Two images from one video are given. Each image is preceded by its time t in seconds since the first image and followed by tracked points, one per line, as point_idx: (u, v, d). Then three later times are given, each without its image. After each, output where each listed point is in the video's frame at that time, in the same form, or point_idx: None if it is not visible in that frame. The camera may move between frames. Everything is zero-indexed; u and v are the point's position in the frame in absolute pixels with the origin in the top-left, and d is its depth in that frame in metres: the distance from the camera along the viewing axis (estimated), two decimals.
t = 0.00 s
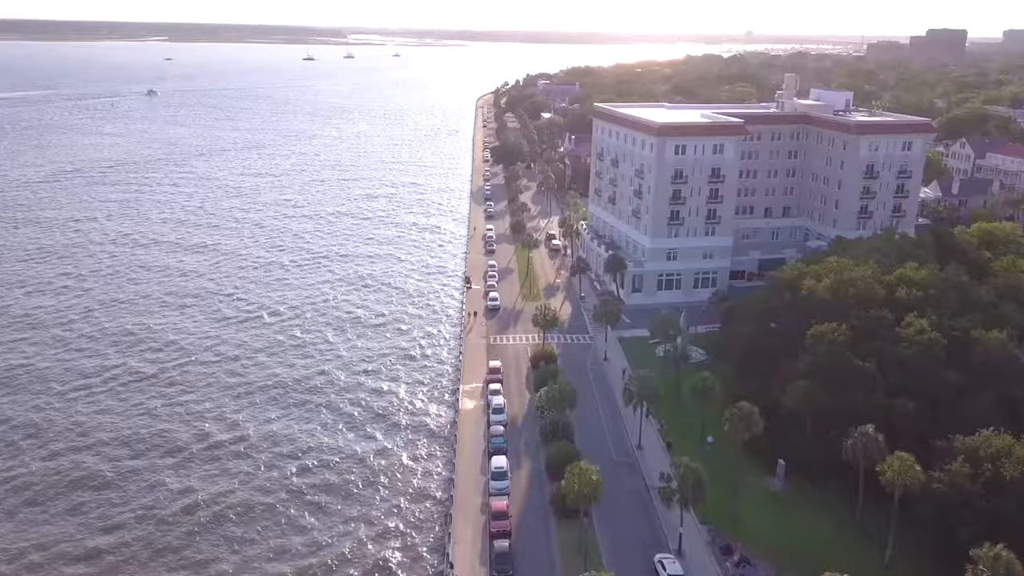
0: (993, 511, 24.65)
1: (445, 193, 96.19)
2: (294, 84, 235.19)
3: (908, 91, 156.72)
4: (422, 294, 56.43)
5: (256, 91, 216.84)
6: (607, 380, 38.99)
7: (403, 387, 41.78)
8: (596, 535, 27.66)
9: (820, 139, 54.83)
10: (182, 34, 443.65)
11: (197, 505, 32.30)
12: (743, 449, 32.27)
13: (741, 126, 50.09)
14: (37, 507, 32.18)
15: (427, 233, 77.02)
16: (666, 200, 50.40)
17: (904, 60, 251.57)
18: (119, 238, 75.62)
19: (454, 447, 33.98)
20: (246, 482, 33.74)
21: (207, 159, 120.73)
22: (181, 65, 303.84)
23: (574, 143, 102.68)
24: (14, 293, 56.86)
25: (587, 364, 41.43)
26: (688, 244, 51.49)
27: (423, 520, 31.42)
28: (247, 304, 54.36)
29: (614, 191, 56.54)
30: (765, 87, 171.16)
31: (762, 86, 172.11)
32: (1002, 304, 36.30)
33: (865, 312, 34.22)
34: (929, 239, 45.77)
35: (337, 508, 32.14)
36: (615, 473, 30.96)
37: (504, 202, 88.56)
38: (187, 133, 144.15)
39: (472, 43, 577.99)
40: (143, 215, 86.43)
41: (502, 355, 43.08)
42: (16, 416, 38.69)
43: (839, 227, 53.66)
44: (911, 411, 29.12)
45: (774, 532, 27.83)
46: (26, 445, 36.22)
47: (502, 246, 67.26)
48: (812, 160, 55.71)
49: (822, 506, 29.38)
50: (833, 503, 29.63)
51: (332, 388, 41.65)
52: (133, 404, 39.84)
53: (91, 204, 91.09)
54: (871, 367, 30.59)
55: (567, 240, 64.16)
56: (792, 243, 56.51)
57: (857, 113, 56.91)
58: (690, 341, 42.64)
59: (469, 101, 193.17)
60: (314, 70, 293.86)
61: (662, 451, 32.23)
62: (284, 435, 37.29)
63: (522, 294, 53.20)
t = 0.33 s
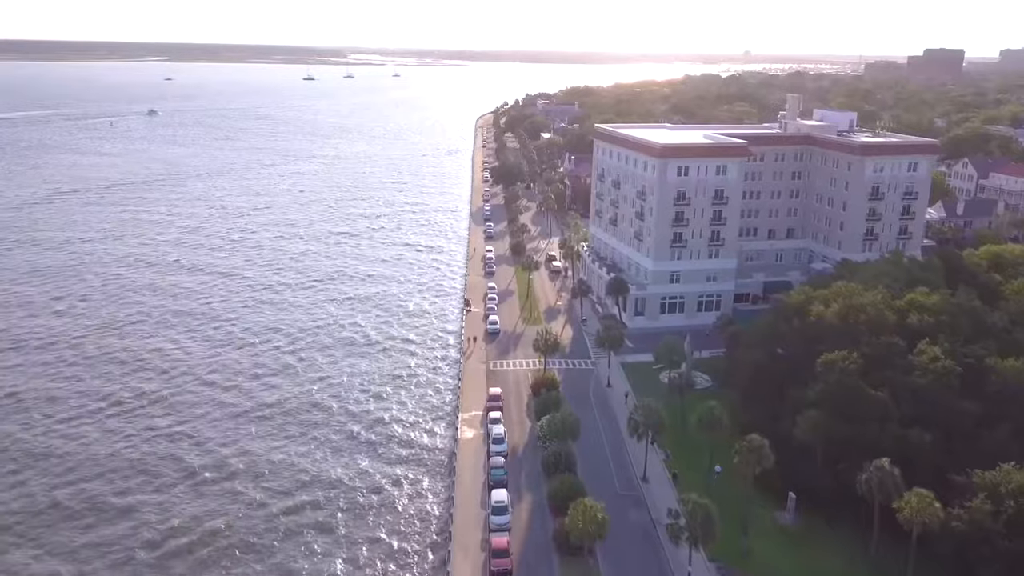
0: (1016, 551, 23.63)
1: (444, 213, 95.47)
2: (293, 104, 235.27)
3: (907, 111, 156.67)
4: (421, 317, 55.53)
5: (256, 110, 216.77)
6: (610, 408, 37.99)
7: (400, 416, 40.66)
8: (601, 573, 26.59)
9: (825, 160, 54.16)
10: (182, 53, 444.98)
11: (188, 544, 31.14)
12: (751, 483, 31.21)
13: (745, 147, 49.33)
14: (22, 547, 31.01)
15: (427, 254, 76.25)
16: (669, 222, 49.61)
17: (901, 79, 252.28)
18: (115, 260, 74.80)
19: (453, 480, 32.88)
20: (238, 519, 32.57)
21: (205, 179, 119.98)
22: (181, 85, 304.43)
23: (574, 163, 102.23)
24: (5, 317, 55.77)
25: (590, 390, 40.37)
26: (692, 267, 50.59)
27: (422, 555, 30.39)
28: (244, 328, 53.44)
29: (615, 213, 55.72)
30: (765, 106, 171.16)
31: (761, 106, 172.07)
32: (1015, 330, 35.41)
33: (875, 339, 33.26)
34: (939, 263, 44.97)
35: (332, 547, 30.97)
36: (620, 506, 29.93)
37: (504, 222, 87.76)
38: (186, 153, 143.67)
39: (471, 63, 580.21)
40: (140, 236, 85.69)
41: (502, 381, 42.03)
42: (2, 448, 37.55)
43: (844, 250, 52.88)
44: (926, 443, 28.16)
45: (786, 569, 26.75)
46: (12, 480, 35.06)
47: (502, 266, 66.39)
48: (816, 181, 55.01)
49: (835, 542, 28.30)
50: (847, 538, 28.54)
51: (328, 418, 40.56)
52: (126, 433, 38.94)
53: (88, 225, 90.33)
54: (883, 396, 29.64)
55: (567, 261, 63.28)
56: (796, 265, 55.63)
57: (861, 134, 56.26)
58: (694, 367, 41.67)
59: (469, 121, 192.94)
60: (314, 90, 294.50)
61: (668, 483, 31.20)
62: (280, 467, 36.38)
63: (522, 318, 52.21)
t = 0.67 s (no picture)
0: None
1: (444, 232, 94.73)
2: (292, 123, 235.51)
3: (907, 129, 156.56)
4: (420, 339, 54.61)
5: (255, 129, 216.83)
6: (614, 436, 36.95)
7: (397, 446, 39.59)
8: None
9: (829, 180, 53.45)
10: (183, 72, 446.90)
11: None
12: (760, 515, 30.24)
13: (749, 168, 48.56)
14: None
15: (426, 274, 75.45)
16: (671, 243, 48.81)
17: (900, 98, 252.96)
18: (111, 280, 74.03)
19: (451, 513, 31.83)
20: (231, 556, 31.49)
21: (203, 198, 119.34)
22: (182, 104, 305.32)
23: (575, 183, 101.66)
24: None
25: (592, 417, 39.33)
26: (695, 289, 49.68)
27: None
28: (240, 351, 52.51)
29: (616, 234, 54.94)
30: (765, 125, 171.13)
31: (761, 124, 171.99)
32: None
33: (886, 366, 32.31)
34: (948, 286, 44.14)
35: None
36: (625, 539, 28.85)
37: (503, 242, 86.95)
38: (186, 172, 143.28)
39: (471, 82, 583.22)
40: (137, 256, 85.00)
41: (502, 407, 40.98)
42: None
43: (849, 271, 52.01)
44: (942, 476, 27.22)
45: None
46: None
47: (502, 287, 65.52)
48: (820, 201, 54.24)
49: None
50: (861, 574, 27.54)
51: (324, 448, 39.53)
52: (117, 462, 38.04)
53: (85, 245, 89.61)
54: (897, 427, 28.72)
55: (567, 282, 62.36)
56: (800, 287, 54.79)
57: (866, 154, 55.52)
58: (699, 393, 40.70)
59: (469, 140, 192.88)
60: (314, 109, 295.06)
61: (673, 516, 30.20)
62: (275, 497, 35.43)
63: (522, 340, 51.19)
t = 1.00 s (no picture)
0: None
1: (442, 252, 93.89)
2: (292, 141, 235.28)
3: (906, 148, 156.28)
4: (418, 361, 53.53)
5: (255, 148, 216.48)
6: (618, 466, 35.85)
7: (394, 473, 38.49)
8: None
9: (834, 200, 52.68)
10: (183, 91, 447.98)
11: None
12: (770, 549, 29.12)
13: (753, 188, 47.77)
14: None
15: (425, 294, 74.50)
16: (674, 264, 47.91)
17: (899, 117, 253.27)
18: (106, 300, 73.00)
19: (449, 545, 30.73)
20: None
21: (201, 217, 118.52)
22: (182, 123, 305.46)
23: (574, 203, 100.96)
24: None
25: (595, 445, 38.24)
26: (698, 311, 48.71)
27: None
28: (235, 373, 51.40)
29: (617, 255, 54.03)
30: (764, 143, 170.90)
31: (760, 143, 171.75)
32: None
33: (898, 393, 31.29)
34: (957, 308, 43.25)
35: None
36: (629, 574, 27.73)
37: (503, 262, 86.03)
38: (184, 191, 142.50)
39: (471, 101, 585.73)
40: (133, 275, 84.05)
41: (502, 433, 39.88)
42: None
43: (855, 292, 51.04)
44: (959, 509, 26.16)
45: None
46: None
47: (501, 307, 64.46)
48: (825, 221, 53.40)
49: None
50: None
51: (319, 475, 38.44)
52: (107, 492, 37.02)
53: (80, 264, 88.58)
54: (913, 458, 27.66)
55: (568, 303, 61.33)
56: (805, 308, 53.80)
57: (871, 174, 54.72)
58: (704, 419, 39.64)
59: (468, 159, 192.49)
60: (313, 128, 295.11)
61: (680, 550, 29.08)
62: (268, 529, 34.25)
63: (522, 363, 50.10)
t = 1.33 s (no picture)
0: None
1: (441, 271, 92.96)
2: (291, 160, 234.93)
3: (907, 166, 156.32)
4: (416, 383, 52.45)
5: (254, 166, 216.15)
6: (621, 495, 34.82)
7: (390, 503, 37.35)
8: None
9: (838, 220, 51.88)
10: (183, 110, 448.91)
11: None
12: None
13: (757, 208, 46.94)
14: None
15: (423, 313, 73.48)
16: (677, 285, 46.99)
17: (897, 135, 253.39)
18: (99, 320, 71.94)
19: None
20: None
21: (198, 236, 117.65)
22: (181, 141, 305.71)
23: (574, 222, 100.27)
24: None
25: (596, 472, 37.12)
26: (702, 333, 47.72)
27: None
28: (228, 397, 50.29)
29: (618, 275, 53.10)
30: (764, 162, 170.67)
31: (759, 161, 171.50)
32: None
33: (913, 421, 30.27)
34: (967, 330, 42.36)
35: None
36: None
37: (502, 281, 85.14)
38: (182, 210, 141.62)
39: (470, 120, 587.10)
40: (128, 295, 83.03)
41: (501, 460, 38.78)
42: None
43: (861, 313, 50.10)
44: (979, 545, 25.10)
45: None
46: None
47: (501, 327, 63.42)
48: (829, 241, 52.57)
49: None
50: None
51: (312, 505, 37.30)
52: (94, 524, 35.88)
53: (75, 284, 87.53)
54: (929, 491, 26.60)
55: (568, 324, 60.30)
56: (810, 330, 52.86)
57: (876, 193, 53.93)
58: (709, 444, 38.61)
59: (468, 177, 192.15)
60: (313, 146, 295.44)
61: None
62: (259, 563, 33.08)
63: (522, 387, 48.97)
